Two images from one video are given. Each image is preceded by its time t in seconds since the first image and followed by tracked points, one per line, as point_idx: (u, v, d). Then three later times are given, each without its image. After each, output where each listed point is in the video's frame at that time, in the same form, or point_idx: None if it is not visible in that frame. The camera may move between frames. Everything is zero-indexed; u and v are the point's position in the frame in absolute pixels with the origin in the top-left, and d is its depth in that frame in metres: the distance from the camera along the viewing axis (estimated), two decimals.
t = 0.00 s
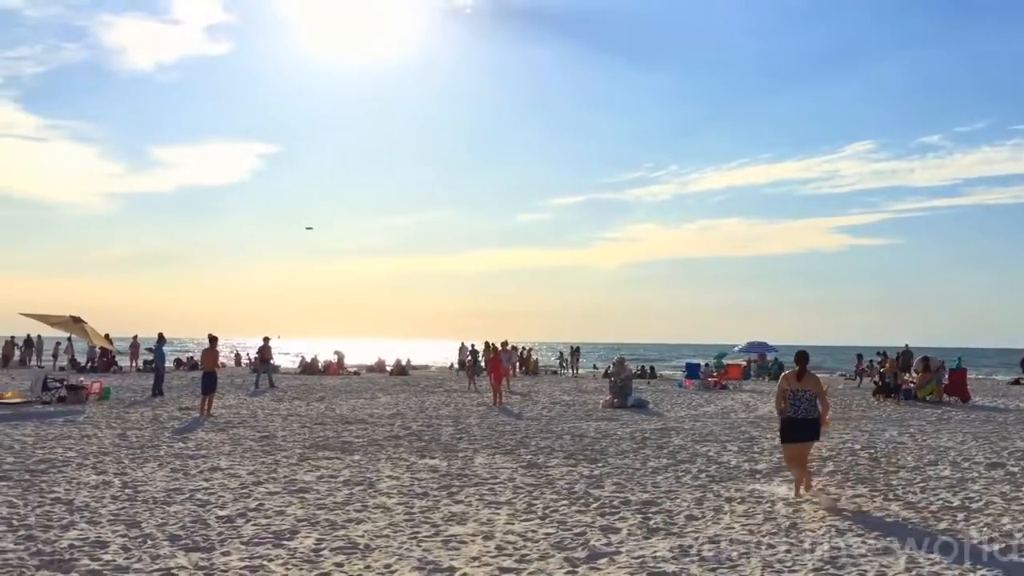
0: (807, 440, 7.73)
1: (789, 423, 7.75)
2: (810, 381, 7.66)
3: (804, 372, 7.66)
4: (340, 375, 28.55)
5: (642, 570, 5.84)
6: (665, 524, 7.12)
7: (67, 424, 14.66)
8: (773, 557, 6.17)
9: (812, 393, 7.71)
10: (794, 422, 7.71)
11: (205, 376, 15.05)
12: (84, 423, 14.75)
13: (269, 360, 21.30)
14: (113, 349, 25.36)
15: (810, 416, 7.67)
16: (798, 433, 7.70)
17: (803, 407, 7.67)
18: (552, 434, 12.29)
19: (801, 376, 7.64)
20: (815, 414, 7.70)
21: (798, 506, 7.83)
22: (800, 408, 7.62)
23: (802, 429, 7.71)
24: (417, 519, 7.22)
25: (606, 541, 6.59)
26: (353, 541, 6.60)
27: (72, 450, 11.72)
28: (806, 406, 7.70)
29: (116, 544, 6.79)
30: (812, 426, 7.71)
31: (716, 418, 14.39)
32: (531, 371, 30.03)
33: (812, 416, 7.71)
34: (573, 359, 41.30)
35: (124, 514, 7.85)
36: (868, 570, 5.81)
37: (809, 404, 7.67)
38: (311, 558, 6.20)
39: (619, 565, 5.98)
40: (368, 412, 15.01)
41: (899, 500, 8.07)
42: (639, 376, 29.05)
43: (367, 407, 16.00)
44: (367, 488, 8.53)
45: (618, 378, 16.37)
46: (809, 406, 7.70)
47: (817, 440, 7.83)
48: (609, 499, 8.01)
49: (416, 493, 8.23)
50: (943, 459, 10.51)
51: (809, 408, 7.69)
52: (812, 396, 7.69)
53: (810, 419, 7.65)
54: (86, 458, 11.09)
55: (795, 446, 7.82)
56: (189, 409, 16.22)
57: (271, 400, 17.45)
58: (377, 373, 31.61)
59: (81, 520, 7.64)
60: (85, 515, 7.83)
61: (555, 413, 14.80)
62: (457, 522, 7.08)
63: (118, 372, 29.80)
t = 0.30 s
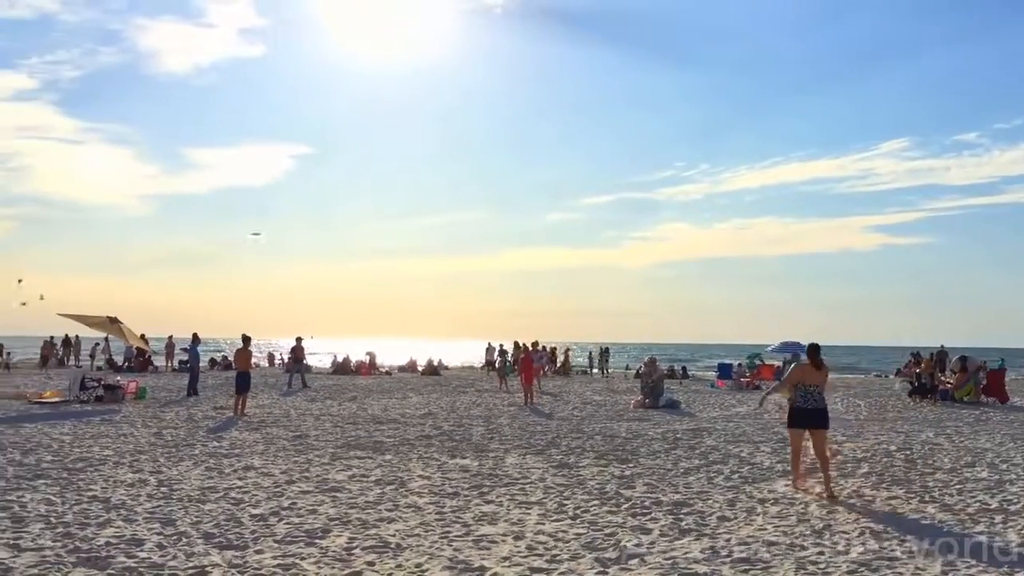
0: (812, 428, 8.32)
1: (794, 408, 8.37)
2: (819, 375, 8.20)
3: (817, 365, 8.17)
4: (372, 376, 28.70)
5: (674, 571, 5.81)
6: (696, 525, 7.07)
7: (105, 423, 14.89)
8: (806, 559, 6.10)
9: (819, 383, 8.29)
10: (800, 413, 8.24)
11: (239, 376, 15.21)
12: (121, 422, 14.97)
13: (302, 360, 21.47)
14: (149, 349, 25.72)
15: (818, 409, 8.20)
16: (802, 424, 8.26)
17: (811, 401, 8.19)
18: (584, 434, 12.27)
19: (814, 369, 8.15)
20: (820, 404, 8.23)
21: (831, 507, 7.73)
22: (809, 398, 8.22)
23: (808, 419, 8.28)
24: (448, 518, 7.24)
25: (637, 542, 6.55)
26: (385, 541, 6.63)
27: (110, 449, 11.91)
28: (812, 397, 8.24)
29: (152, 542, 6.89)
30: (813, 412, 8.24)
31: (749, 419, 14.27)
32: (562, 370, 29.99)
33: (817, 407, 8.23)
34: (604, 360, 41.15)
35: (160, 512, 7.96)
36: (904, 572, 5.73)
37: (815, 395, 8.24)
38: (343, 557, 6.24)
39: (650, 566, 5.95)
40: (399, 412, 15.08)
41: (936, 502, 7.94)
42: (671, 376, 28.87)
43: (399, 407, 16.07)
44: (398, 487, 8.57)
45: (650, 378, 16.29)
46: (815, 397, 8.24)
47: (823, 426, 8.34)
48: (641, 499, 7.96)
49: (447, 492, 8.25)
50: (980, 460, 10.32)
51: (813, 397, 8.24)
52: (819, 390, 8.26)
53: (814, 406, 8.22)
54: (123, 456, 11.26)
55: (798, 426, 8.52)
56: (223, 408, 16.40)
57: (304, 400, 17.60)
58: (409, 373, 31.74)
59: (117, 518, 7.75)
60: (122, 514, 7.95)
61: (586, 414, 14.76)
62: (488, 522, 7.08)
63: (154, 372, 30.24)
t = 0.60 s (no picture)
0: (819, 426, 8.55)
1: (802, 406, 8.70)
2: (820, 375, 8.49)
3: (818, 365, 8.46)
4: (392, 377, 28.76)
5: (695, 574, 5.76)
6: (718, 528, 7.02)
7: (128, 424, 15.02)
8: (828, 561, 6.04)
9: (827, 385, 8.56)
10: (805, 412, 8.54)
11: (260, 377, 15.29)
12: (145, 423, 15.09)
13: (323, 361, 21.55)
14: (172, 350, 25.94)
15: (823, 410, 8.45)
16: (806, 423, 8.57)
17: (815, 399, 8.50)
18: (604, 436, 12.23)
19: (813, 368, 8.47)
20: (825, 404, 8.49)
21: (854, 510, 7.65)
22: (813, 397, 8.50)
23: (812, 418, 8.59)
24: (469, 519, 7.23)
25: (658, 544, 6.51)
26: (405, 542, 6.63)
27: (133, 450, 12.01)
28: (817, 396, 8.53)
29: (174, 542, 6.93)
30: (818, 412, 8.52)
31: (771, 421, 14.16)
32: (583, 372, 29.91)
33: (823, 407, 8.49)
34: (624, 361, 41.03)
35: (183, 512, 8.02)
36: None
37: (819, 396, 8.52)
38: (364, 558, 6.25)
39: (672, 568, 5.91)
40: (419, 414, 15.11)
41: (960, 504, 7.84)
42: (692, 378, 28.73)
43: (419, 408, 16.11)
44: (419, 488, 8.57)
45: (670, 379, 16.22)
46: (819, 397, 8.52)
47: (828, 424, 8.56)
48: (662, 501, 7.92)
49: (468, 494, 8.24)
50: (1006, 463, 10.18)
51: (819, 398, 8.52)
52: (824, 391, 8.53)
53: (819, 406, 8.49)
54: (146, 457, 11.35)
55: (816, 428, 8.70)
56: (245, 410, 16.50)
57: (325, 401, 17.68)
58: (429, 375, 31.82)
59: (141, 518, 7.81)
60: (145, 514, 8.01)
61: (606, 415, 14.73)
62: (509, 523, 7.07)
63: (177, 373, 30.49)
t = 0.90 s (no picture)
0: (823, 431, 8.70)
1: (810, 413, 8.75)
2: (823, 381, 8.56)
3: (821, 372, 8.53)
4: (404, 377, 28.78)
5: None
6: (731, 529, 6.99)
7: (142, 424, 15.08)
8: (843, 564, 6.01)
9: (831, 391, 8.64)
10: (806, 416, 8.73)
11: (273, 377, 15.33)
12: (158, 423, 15.14)
13: (335, 361, 21.59)
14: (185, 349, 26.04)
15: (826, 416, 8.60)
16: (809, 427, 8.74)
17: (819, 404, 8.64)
18: (616, 437, 12.20)
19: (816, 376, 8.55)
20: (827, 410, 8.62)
21: (867, 512, 7.61)
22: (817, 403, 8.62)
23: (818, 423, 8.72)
24: (481, 520, 7.23)
25: (672, 545, 6.49)
26: (418, 542, 6.63)
27: (146, 449, 12.05)
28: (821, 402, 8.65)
29: (188, 542, 6.95)
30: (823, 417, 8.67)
31: (784, 423, 14.11)
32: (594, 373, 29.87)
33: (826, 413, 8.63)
34: (635, 362, 40.94)
35: (197, 512, 8.04)
36: None
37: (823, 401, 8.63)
38: (377, 558, 6.25)
39: (686, 569, 5.89)
40: (431, 414, 15.12)
41: (975, 507, 7.78)
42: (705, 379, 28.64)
43: (431, 409, 16.11)
44: (431, 488, 8.58)
45: (683, 380, 16.17)
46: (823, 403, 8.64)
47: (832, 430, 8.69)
48: (675, 503, 7.90)
49: (480, 494, 8.24)
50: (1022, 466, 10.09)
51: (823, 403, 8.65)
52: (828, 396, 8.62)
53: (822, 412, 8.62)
54: (160, 457, 11.39)
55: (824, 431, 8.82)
56: (257, 410, 16.55)
57: (337, 401, 17.71)
58: (441, 375, 31.85)
59: (154, 517, 7.84)
60: (159, 513, 8.04)
61: (618, 416, 14.70)
62: (522, 524, 7.06)
63: (189, 373, 30.59)
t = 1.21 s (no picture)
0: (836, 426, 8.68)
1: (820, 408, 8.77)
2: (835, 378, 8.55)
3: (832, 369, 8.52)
4: (417, 375, 28.82)
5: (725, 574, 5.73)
6: (748, 528, 6.97)
7: (158, 420, 15.18)
8: (861, 564, 5.98)
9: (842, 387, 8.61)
10: (816, 412, 8.71)
11: (288, 374, 15.39)
12: (174, 419, 15.21)
13: (349, 359, 21.65)
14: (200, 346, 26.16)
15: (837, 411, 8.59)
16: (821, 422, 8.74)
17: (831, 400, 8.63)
18: (631, 435, 12.18)
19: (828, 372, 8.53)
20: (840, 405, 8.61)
21: (884, 511, 7.57)
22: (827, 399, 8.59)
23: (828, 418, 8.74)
24: (497, 517, 7.24)
25: (688, 544, 6.48)
26: (434, 539, 6.65)
27: (163, 446, 12.11)
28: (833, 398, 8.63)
29: (206, 537, 7.00)
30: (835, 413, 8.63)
31: (799, 422, 14.05)
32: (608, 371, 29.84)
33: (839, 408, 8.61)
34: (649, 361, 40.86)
35: (214, 507, 8.09)
36: None
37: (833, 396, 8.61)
38: (394, 555, 6.27)
39: (703, 568, 5.89)
40: (445, 411, 15.15)
41: (993, 507, 7.73)
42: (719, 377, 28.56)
43: (445, 406, 16.13)
44: (446, 486, 8.59)
45: (697, 378, 16.13)
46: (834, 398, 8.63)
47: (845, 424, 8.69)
48: (690, 501, 7.88)
49: (496, 492, 8.25)
50: None
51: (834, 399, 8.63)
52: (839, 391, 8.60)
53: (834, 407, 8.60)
54: (177, 453, 11.45)
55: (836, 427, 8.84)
56: (272, 407, 16.62)
57: (351, 398, 17.78)
58: (454, 372, 31.90)
59: (172, 513, 7.89)
60: (176, 509, 8.09)
61: (632, 415, 14.66)
62: (537, 522, 7.06)
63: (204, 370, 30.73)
